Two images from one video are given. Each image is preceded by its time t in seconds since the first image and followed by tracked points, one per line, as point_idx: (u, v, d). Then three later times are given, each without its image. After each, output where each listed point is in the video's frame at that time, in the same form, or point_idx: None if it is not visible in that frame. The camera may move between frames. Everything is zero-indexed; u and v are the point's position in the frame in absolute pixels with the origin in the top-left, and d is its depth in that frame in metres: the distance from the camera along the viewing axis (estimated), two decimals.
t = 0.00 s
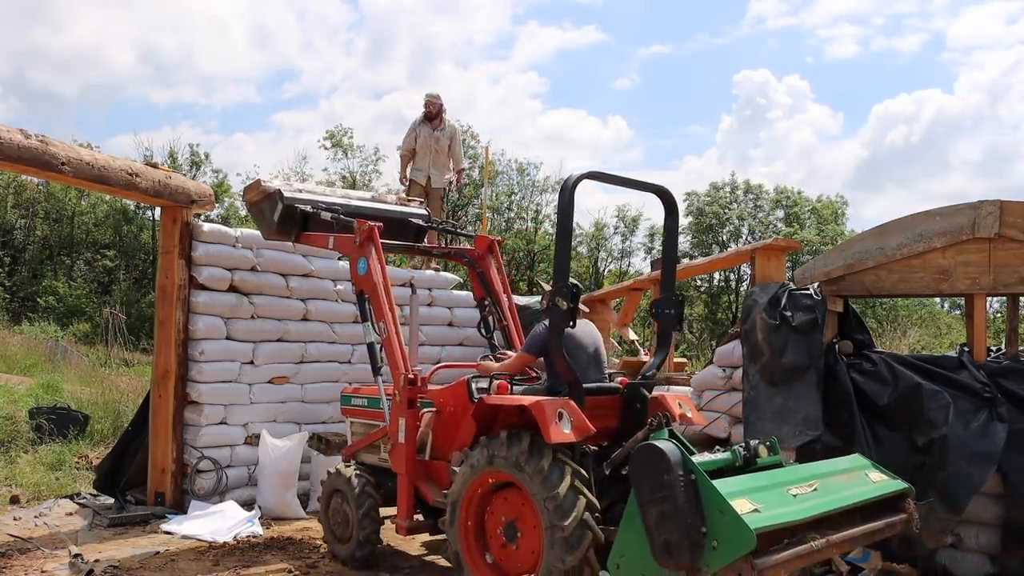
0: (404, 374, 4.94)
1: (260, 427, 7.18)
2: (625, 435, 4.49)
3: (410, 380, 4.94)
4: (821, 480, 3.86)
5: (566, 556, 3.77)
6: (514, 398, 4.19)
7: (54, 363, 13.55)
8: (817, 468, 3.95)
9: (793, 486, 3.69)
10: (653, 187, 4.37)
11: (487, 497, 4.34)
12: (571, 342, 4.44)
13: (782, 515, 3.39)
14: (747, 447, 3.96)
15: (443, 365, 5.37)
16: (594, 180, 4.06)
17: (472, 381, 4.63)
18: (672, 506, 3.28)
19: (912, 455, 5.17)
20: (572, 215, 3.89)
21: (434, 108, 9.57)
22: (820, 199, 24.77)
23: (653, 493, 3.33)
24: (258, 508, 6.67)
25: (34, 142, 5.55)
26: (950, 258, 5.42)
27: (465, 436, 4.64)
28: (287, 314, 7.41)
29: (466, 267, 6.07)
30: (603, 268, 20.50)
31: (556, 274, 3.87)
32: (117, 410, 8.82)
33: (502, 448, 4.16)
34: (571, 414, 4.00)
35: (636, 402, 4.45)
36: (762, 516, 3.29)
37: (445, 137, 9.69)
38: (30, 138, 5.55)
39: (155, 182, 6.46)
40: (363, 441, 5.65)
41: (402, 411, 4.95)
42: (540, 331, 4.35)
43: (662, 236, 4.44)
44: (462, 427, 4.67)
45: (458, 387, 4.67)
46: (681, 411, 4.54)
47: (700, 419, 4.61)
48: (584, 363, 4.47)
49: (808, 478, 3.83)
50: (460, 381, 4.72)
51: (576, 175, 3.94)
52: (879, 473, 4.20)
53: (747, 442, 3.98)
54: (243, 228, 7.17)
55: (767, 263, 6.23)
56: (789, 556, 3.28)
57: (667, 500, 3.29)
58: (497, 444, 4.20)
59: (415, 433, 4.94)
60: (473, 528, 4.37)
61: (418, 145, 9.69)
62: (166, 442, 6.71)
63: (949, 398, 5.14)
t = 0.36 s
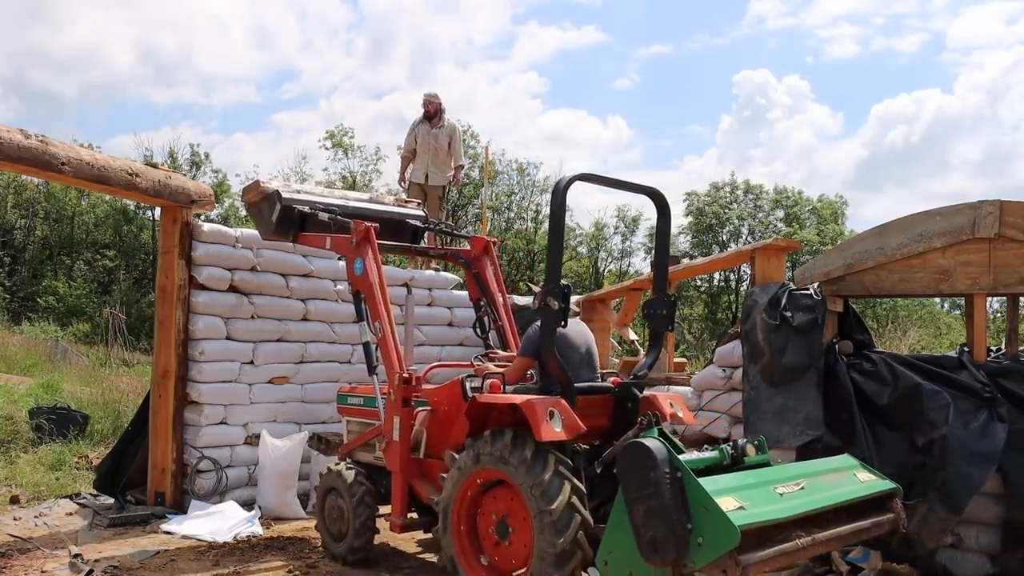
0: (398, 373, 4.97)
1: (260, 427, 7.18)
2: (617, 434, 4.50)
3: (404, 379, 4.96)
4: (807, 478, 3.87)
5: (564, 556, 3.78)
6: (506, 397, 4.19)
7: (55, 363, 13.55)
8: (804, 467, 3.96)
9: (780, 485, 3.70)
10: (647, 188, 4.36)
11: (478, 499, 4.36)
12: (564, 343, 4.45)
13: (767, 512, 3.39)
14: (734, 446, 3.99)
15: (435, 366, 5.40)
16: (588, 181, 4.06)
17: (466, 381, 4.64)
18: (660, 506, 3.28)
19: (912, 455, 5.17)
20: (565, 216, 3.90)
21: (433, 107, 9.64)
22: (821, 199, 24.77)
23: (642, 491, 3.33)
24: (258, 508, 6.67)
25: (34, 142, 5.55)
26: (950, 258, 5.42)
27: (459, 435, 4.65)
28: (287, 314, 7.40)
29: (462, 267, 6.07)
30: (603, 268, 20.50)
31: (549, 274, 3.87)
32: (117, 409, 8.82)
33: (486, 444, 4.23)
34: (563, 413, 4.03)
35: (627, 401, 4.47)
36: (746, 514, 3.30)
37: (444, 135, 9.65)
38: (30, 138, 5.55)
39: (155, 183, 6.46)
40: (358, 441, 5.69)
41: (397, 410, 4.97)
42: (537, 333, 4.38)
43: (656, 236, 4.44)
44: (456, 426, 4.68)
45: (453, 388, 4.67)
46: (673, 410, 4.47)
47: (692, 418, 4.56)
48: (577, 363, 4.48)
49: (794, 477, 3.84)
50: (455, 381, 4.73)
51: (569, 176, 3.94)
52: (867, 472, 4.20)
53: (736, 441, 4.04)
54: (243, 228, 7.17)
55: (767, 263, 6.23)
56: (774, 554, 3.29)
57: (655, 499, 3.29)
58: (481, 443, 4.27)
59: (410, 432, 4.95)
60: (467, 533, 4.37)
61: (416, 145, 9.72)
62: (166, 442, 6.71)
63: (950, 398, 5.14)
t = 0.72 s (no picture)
0: (392, 373, 4.97)
1: (260, 427, 7.18)
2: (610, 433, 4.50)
3: (398, 379, 4.97)
4: (797, 475, 3.88)
5: (563, 553, 3.78)
6: (499, 397, 4.21)
7: (55, 363, 13.54)
8: (794, 464, 3.96)
9: (769, 482, 3.70)
10: (639, 189, 4.36)
11: (470, 499, 4.37)
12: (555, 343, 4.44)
13: (756, 508, 3.40)
14: (724, 444, 4.00)
15: (429, 366, 5.40)
16: (579, 181, 4.06)
17: (460, 381, 4.64)
18: (649, 503, 3.28)
19: (912, 455, 5.17)
20: (556, 216, 3.90)
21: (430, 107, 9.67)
22: (821, 199, 24.76)
23: (631, 488, 3.34)
24: (258, 508, 6.67)
25: (34, 142, 5.55)
26: (949, 258, 5.42)
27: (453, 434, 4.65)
28: (287, 314, 7.40)
29: (455, 268, 6.05)
30: (604, 268, 20.50)
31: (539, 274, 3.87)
32: (117, 409, 8.82)
33: (473, 442, 4.25)
34: (554, 411, 4.02)
35: (619, 401, 4.47)
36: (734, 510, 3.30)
37: (440, 134, 9.62)
38: (30, 138, 5.55)
39: (155, 183, 6.46)
40: (352, 441, 5.69)
41: (391, 410, 4.97)
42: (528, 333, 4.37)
43: (648, 236, 4.44)
44: (450, 425, 4.68)
45: (447, 387, 4.67)
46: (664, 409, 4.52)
47: (682, 416, 4.60)
48: (569, 363, 4.47)
49: (784, 474, 3.84)
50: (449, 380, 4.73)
51: (560, 176, 3.94)
52: (857, 470, 4.22)
53: (724, 440, 4.07)
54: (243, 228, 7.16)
55: (767, 263, 6.23)
56: (762, 550, 3.30)
57: (644, 496, 3.29)
58: (469, 443, 4.28)
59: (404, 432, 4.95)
60: (461, 535, 4.37)
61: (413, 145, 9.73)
62: (166, 442, 6.71)
63: (950, 398, 5.14)
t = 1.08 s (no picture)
0: (393, 373, 4.97)
1: (260, 427, 7.18)
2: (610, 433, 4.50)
3: (399, 379, 4.96)
4: (799, 477, 3.88)
5: (564, 554, 3.78)
6: (500, 398, 4.21)
7: (55, 363, 13.54)
8: (795, 466, 3.96)
9: (770, 484, 3.70)
10: (640, 189, 4.36)
11: (471, 501, 4.37)
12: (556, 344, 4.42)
13: (757, 511, 3.40)
14: (724, 445, 4.00)
15: (430, 367, 5.40)
16: (580, 181, 4.06)
17: (460, 381, 4.64)
18: (649, 505, 3.28)
19: (912, 455, 5.17)
20: (557, 216, 3.90)
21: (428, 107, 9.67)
22: (821, 199, 24.76)
23: (631, 489, 3.34)
24: (258, 508, 6.67)
25: (34, 142, 5.55)
26: (950, 258, 5.42)
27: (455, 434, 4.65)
28: (287, 314, 7.40)
29: (457, 267, 6.05)
30: (603, 268, 20.51)
31: (541, 274, 3.87)
32: (118, 409, 8.82)
33: (475, 443, 4.25)
34: (555, 412, 4.03)
35: (620, 401, 4.48)
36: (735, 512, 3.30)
37: (439, 134, 9.63)
38: (30, 138, 5.55)
39: (155, 182, 6.46)
40: (353, 440, 5.70)
41: (392, 410, 4.97)
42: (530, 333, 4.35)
43: (649, 236, 4.43)
44: (451, 426, 4.68)
45: (448, 387, 4.68)
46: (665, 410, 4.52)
47: (683, 417, 4.60)
48: (570, 363, 4.46)
49: (785, 476, 3.84)
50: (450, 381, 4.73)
51: (562, 177, 3.94)
52: (858, 472, 4.21)
53: (725, 441, 4.06)
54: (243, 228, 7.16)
55: (767, 263, 6.23)
56: (763, 552, 3.29)
57: (645, 497, 3.30)
58: (470, 443, 4.28)
59: (404, 432, 4.95)
60: (461, 536, 4.38)
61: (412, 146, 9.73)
62: (166, 442, 6.71)
63: (950, 398, 5.14)
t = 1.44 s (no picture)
0: (392, 373, 4.97)
1: (260, 427, 7.17)
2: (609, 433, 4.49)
3: (398, 379, 4.95)
4: (798, 476, 3.87)
5: (564, 554, 3.78)
6: (499, 397, 4.21)
7: (55, 363, 13.54)
8: (795, 466, 3.96)
9: (769, 483, 3.70)
10: (640, 189, 4.36)
11: (471, 501, 4.37)
12: (558, 344, 4.39)
13: (756, 510, 3.39)
14: (724, 445, 4.00)
15: (430, 367, 5.40)
16: (580, 181, 4.05)
17: (460, 381, 4.65)
18: (649, 504, 3.28)
19: (912, 455, 5.17)
20: (556, 216, 3.89)
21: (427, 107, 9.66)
22: (821, 199, 24.77)
23: (631, 489, 3.35)
24: (258, 508, 6.67)
25: (34, 142, 5.55)
26: (950, 258, 5.41)
27: (455, 434, 4.65)
28: (287, 314, 7.40)
29: (456, 268, 6.04)
30: (603, 268, 20.51)
31: (540, 274, 3.86)
32: (118, 410, 8.82)
33: (474, 443, 4.25)
34: (554, 412, 4.03)
35: (620, 401, 4.47)
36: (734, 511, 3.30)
37: (438, 134, 9.63)
38: (30, 138, 5.55)
39: (155, 182, 6.46)
40: (353, 441, 5.70)
41: (391, 410, 4.97)
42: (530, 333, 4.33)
43: (648, 236, 4.43)
44: (451, 426, 4.68)
45: (447, 387, 4.68)
46: (665, 410, 4.51)
47: (683, 417, 4.60)
48: (574, 362, 4.43)
49: (784, 475, 3.84)
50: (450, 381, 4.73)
51: (561, 177, 3.93)
52: (858, 471, 4.21)
53: (725, 440, 4.06)
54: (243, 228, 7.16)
55: (767, 263, 6.23)
56: (762, 552, 3.29)
57: (645, 497, 3.30)
58: (469, 443, 4.28)
59: (404, 432, 4.95)
60: (461, 536, 4.38)
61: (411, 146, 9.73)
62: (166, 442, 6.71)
63: (950, 398, 5.14)
